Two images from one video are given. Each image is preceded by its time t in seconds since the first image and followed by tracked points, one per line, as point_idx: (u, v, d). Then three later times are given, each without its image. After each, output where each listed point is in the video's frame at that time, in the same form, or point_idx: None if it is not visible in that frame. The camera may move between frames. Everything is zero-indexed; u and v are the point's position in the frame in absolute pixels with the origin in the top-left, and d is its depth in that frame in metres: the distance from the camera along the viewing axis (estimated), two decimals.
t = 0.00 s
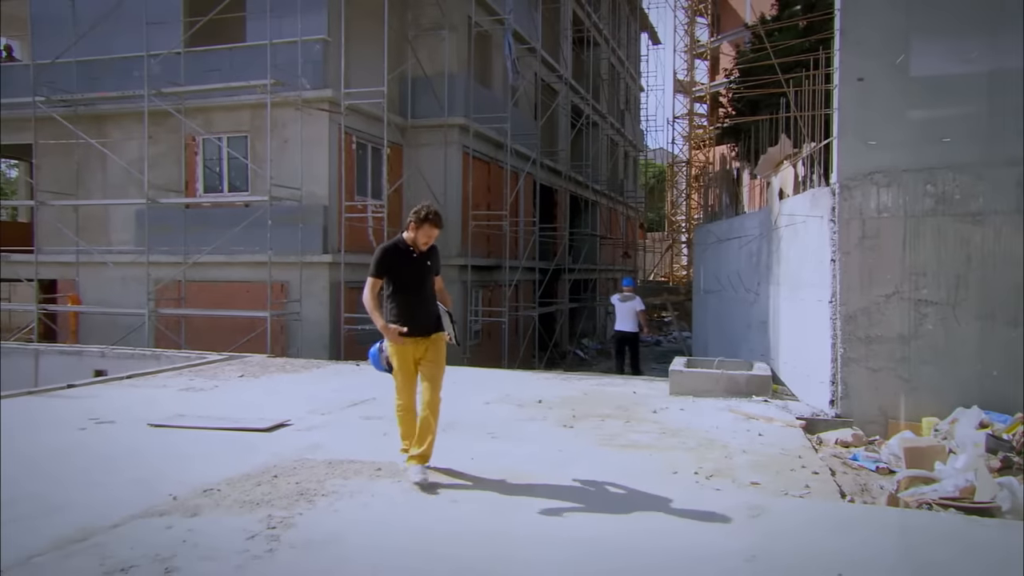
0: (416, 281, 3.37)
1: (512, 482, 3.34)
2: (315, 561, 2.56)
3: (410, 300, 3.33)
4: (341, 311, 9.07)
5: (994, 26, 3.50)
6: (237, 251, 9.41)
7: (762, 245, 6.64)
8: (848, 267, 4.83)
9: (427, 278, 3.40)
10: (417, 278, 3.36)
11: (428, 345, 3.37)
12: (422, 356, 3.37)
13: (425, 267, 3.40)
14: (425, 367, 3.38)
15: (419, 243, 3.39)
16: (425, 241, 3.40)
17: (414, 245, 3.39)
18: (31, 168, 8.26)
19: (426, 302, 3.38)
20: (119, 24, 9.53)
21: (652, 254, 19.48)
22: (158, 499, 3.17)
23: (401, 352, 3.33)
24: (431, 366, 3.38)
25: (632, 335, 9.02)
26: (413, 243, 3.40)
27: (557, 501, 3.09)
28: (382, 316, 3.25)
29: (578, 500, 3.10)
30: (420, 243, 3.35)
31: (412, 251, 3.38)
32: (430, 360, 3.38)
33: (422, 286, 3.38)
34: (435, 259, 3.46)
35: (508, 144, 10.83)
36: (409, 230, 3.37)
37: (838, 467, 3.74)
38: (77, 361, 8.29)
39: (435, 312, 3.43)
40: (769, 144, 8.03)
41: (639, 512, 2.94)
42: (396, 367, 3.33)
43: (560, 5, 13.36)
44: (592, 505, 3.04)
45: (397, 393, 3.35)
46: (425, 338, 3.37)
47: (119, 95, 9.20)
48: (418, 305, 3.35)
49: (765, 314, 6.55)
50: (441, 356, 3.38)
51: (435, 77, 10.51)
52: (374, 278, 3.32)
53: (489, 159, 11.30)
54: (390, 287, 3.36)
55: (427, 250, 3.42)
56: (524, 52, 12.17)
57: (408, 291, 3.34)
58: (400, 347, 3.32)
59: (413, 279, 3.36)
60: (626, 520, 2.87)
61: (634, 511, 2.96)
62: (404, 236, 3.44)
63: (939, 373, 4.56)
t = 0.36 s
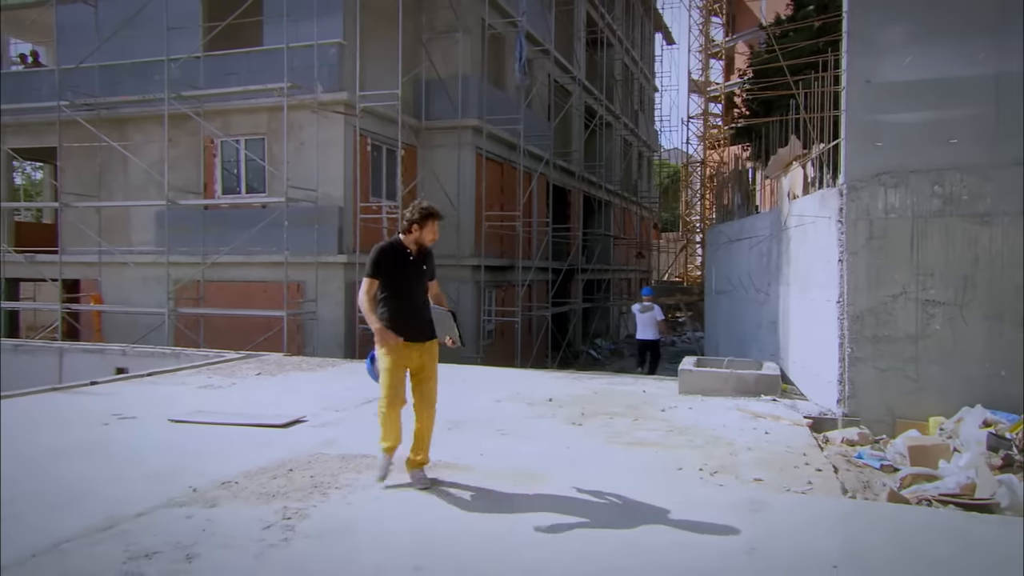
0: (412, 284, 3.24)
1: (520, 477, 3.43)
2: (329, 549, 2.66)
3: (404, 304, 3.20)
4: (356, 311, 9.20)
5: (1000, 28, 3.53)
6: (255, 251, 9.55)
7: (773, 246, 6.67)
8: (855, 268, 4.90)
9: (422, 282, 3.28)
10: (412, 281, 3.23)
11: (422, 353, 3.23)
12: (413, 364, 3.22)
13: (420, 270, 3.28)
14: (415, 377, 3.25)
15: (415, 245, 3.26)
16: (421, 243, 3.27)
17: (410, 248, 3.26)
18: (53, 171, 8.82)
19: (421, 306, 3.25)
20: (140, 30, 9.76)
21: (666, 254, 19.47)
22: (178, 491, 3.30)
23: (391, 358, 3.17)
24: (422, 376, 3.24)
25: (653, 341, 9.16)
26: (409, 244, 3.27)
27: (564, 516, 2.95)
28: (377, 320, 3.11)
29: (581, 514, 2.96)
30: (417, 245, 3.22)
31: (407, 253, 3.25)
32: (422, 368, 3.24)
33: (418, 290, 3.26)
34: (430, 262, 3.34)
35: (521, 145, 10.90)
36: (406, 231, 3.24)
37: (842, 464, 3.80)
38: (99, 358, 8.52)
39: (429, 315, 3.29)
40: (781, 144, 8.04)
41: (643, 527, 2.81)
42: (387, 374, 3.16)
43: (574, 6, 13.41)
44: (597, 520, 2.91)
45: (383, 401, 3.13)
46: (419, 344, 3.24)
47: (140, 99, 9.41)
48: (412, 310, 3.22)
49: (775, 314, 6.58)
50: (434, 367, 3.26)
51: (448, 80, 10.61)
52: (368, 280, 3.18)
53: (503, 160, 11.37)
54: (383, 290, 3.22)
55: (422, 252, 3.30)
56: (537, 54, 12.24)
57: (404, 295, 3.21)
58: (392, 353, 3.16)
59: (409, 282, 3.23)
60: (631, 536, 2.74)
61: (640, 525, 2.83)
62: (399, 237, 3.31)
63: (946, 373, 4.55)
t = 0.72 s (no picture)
0: (383, 283, 3.06)
1: (523, 472, 3.53)
2: (336, 536, 2.76)
3: (374, 305, 3.03)
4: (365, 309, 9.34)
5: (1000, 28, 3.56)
6: (265, 251, 9.65)
7: (776, 245, 6.74)
8: (855, 268, 4.95)
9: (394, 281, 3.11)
10: (384, 280, 3.06)
11: (395, 356, 3.09)
12: (385, 367, 3.07)
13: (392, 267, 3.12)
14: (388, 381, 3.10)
15: (385, 240, 3.09)
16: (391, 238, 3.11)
17: (381, 243, 3.07)
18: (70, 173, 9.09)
19: (392, 307, 3.10)
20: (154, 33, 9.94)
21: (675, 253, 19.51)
22: (192, 482, 3.41)
23: (361, 363, 3.00)
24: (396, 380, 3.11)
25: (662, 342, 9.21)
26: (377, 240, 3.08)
27: (536, 531, 2.80)
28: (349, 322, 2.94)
29: (559, 531, 2.81)
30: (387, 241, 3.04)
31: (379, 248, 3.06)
32: (395, 372, 3.10)
33: (389, 289, 3.09)
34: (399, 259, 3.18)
35: (528, 145, 10.98)
36: (377, 225, 3.06)
37: (839, 460, 3.87)
38: (114, 356, 8.69)
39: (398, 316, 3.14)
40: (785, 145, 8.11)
41: (630, 548, 2.63)
42: (358, 381, 2.98)
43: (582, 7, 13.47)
44: (574, 538, 2.73)
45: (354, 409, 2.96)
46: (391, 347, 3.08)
47: (154, 101, 9.59)
48: (384, 311, 3.05)
49: (778, 313, 6.65)
50: (406, 367, 3.12)
51: (457, 81, 10.73)
52: (337, 278, 2.96)
53: (511, 160, 11.46)
54: (352, 289, 3.02)
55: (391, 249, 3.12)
56: (545, 55, 12.33)
57: (375, 295, 3.03)
58: (363, 358, 3.00)
59: (379, 281, 3.05)
60: (618, 557, 2.57)
61: (626, 546, 2.65)
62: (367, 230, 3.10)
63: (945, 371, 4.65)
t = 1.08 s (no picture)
0: (347, 276, 2.94)
1: (522, 463, 3.64)
2: (342, 521, 2.87)
3: (336, 297, 2.92)
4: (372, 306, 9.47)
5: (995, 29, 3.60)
6: (274, 248, 9.75)
7: (776, 243, 6.82)
8: (852, 266, 5.00)
9: (360, 275, 2.98)
10: (346, 274, 2.93)
11: (359, 352, 2.97)
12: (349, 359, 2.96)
13: (359, 260, 2.98)
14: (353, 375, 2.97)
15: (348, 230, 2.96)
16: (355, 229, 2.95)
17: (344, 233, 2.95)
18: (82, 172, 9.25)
19: (360, 301, 2.98)
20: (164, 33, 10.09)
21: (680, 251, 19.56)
22: (203, 471, 3.54)
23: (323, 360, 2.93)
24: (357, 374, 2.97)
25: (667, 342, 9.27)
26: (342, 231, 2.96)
27: (505, 540, 2.68)
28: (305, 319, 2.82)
29: (534, 540, 2.68)
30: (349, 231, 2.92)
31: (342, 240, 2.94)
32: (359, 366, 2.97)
33: (354, 282, 2.97)
34: (369, 250, 3.04)
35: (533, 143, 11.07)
36: (335, 216, 2.90)
37: (831, 453, 3.95)
38: (125, 351, 8.84)
39: (366, 310, 3.01)
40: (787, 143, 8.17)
41: (599, 558, 2.53)
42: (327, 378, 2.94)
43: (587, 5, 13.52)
44: (549, 548, 2.62)
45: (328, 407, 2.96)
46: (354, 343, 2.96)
47: (164, 100, 9.73)
48: (349, 305, 2.94)
49: (779, 310, 6.73)
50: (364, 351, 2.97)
51: (462, 79, 10.83)
52: (296, 272, 2.86)
53: (516, 159, 11.55)
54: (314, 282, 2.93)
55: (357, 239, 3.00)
56: (550, 54, 12.42)
57: (336, 290, 2.92)
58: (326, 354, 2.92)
59: (340, 274, 2.93)
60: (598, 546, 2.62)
61: (594, 556, 2.54)
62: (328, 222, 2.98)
63: (939, 368, 4.76)
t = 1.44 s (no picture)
0: (327, 279, 2.80)
1: (532, 455, 3.76)
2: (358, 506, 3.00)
3: (314, 297, 2.81)
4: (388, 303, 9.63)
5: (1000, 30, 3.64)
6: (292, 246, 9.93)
7: (787, 241, 6.87)
8: (860, 263, 5.04)
9: (342, 278, 2.82)
10: (325, 277, 2.79)
11: (333, 359, 2.82)
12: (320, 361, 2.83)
13: (341, 264, 2.82)
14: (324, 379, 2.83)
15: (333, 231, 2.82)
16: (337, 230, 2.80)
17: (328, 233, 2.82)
18: (106, 171, 9.49)
19: (340, 305, 2.82)
20: (186, 35, 10.31)
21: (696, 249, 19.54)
22: (226, 460, 3.69)
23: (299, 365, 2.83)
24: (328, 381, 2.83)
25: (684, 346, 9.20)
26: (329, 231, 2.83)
27: (474, 547, 2.58)
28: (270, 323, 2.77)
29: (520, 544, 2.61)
30: (329, 232, 2.78)
31: (325, 242, 2.82)
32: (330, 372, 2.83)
33: (334, 286, 2.81)
34: (357, 254, 2.86)
35: (547, 142, 11.17)
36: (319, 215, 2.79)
37: (836, 448, 4.02)
38: (149, 346, 9.07)
39: (349, 312, 2.85)
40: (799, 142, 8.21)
41: (589, 566, 2.43)
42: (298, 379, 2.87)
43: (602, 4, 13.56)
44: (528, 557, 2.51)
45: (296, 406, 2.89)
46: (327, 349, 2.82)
47: (186, 101, 9.95)
48: (326, 309, 2.80)
49: (789, 307, 6.79)
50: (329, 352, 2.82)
51: (477, 79, 10.95)
52: (277, 271, 2.81)
53: (530, 157, 11.65)
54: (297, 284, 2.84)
55: (345, 241, 2.84)
56: (565, 53, 12.52)
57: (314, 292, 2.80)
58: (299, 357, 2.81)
59: (319, 278, 2.80)
60: (603, 542, 2.63)
61: (585, 565, 2.44)
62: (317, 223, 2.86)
63: (948, 365, 4.74)
